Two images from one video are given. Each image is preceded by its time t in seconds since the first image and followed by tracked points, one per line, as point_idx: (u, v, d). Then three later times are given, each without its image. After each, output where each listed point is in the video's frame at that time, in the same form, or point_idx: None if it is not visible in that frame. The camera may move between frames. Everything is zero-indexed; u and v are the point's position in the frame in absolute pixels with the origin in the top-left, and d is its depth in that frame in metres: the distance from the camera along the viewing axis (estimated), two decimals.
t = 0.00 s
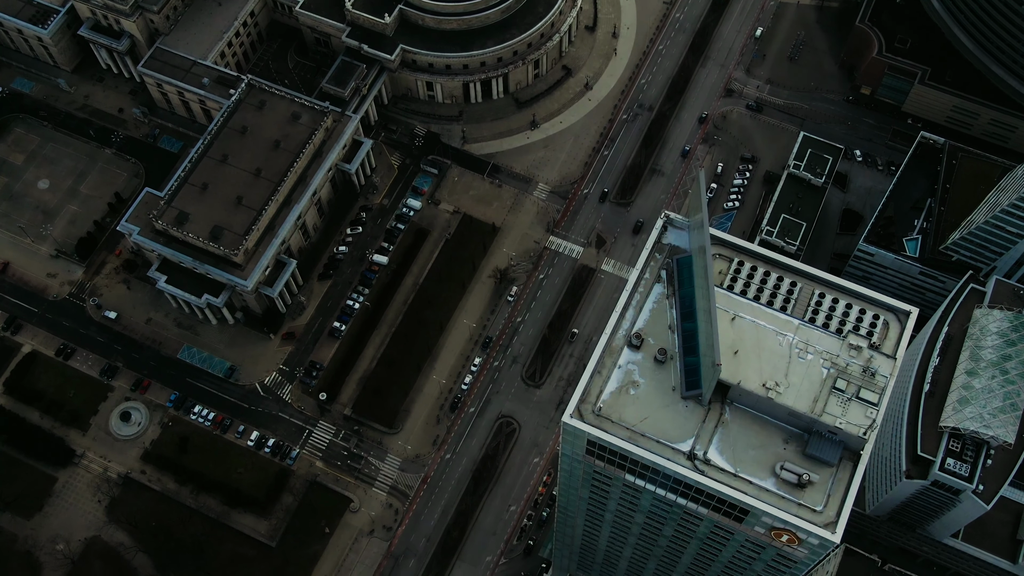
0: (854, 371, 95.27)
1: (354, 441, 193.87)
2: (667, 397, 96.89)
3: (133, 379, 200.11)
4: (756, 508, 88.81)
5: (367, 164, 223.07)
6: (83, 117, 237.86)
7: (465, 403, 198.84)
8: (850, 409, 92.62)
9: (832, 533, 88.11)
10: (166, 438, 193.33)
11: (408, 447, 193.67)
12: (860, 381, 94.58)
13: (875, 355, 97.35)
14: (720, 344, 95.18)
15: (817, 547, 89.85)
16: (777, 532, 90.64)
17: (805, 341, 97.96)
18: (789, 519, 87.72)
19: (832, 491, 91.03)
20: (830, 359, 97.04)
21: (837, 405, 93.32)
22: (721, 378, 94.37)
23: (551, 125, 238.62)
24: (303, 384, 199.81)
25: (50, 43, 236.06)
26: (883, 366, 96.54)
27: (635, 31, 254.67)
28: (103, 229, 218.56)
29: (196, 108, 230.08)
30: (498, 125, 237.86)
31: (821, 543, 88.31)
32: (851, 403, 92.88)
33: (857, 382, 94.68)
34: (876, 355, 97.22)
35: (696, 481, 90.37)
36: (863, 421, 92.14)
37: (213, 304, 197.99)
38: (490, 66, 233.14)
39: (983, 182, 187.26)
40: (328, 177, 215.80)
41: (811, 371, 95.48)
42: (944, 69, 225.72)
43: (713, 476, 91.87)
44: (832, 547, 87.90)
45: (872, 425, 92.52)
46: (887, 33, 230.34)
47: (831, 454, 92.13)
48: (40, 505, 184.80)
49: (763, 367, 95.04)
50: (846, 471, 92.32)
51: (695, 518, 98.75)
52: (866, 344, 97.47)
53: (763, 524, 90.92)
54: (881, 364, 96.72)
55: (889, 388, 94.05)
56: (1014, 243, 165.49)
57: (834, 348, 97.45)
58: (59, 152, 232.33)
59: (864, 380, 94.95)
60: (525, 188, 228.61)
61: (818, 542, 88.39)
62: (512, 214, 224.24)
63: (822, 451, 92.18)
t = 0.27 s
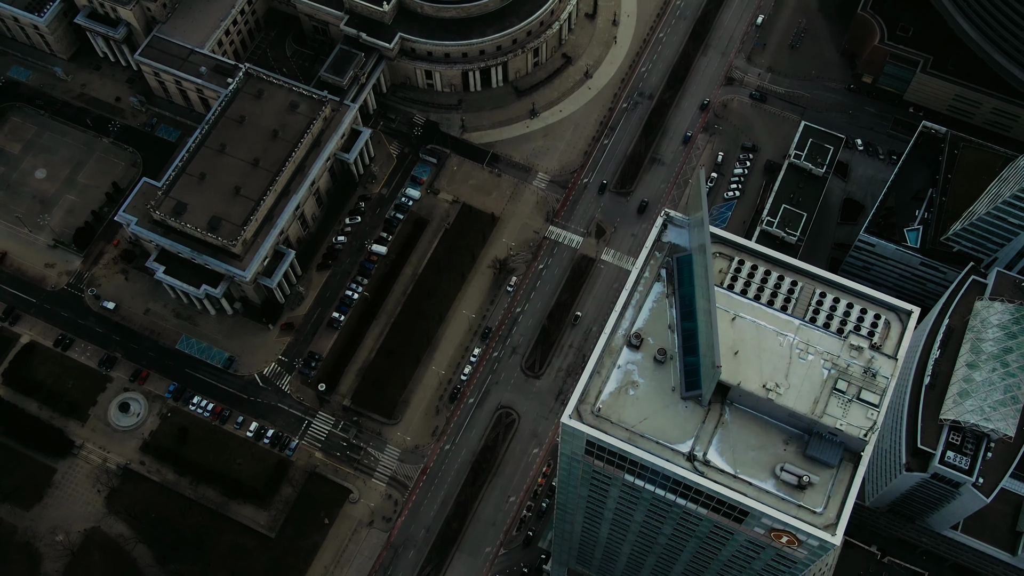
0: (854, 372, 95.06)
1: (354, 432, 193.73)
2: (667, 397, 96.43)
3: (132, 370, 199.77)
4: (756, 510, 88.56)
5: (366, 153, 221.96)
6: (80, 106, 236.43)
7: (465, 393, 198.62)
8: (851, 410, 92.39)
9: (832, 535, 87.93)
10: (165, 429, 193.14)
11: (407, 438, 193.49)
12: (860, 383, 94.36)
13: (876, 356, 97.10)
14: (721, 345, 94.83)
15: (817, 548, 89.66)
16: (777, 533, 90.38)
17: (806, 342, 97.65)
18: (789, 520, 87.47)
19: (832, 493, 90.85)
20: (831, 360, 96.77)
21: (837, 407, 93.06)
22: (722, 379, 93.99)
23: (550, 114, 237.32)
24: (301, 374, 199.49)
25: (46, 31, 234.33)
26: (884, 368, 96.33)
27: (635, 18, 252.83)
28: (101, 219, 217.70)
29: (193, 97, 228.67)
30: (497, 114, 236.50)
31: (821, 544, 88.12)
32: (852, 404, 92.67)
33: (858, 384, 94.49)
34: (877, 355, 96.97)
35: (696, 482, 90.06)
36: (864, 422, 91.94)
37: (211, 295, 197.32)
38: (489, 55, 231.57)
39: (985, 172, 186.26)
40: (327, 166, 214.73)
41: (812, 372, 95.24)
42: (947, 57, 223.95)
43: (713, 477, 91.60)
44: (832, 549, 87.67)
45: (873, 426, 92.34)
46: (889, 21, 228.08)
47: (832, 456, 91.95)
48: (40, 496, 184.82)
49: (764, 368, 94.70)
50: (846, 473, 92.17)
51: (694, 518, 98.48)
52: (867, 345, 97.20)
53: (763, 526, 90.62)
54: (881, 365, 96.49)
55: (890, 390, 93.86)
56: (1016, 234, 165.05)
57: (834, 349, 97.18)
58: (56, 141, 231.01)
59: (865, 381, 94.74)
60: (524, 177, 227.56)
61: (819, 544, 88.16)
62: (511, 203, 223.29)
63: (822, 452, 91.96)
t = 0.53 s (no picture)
0: (855, 373, 94.80)
1: (353, 422, 193.65)
2: (666, 398, 96.03)
3: (131, 360, 199.44)
4: (756, 512, 88.37)
5: (364, 142, 220.84)
6: (77, 94, 234.96)
7: (464, 383, 198.36)
8: (851, 412, 92.19)
9: (832, 537, 87.80)
10: (164, 419, 192.95)
11: (406, 429, 193.36)
12: (861, 384, 94.12)
13: (876, 356, 96.81)
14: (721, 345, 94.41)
15: (817, 549, 89.53)
16: (777, 534, 90.22)
17: (807, 342, 97.26)
18: (789, 522, 87.28)
19: (832, 494, 90.71)
20: (831, 360, 96.42)
21: (838, 408, 92.81)
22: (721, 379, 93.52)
23: (550, 102, 235.96)
24: (300, 365, 199.14)
25: (42, 19, 232.59)
26: (885, 368, 96.08)
27: (635, 5, 250.90)
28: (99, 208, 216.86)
29: (191, 85, 227.23)
30: (496, 102, 235.14)
31: (821, 546, 87.99)
32: (852, 406, 92.45)
33: (858, 385, 94.25)
34: (878, 356, 96.69)
35: (696, 484, 89.80)
36: (864, 424, 91.76)
37: (210, 285, 196.66)
38: (487, 43, 229.97)
39: (986, 162, 185.09)
40: (325, 155, 213.63)
41: (812, 372, 94.92)
42: (949, 45, 221.90)
43: (712, 479, 91.40)
44: (832, 550, 87.54)
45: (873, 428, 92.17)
46: (891, 9, 226.02)
47: (832, 457, 91.78)
48: (40, 487, 184.89)
49: (764, 368, 94.32)
50: (846, 474, 92.02)
51: (693, 517, 98.27)
52: (868, 345, 96.88)
53: (762, 527, 90.43)
54: (882, 366, 96.25)
55: (891, 391, 93.67)
56: (1017, 225, 164.28)
57: (835, 349, 96.86)
58: (53, 129, 229.69)
59: (866, 382, 94.51)
60: (524, 166, 226.49)
61: (818, 545, 88.00)
62: (511, 192, 222.34)
63: (822, 453, 91.80)
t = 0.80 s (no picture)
0: (855, 373, 94.43)
1: (352, 411, 193.53)
2: (666, 397, 95.64)
3: (130, 349, 199.02)
4: (756, 513, 88.13)
5: (363, 129, 219.59)
6: (74, 81, 233.33)
7: (463, 372, 198.07)
8: (852, 412, 91.83)
9: (832, 538, 87.57)
10: (163, 409, 192.76)
11: (405, 418, 193.19)
12: (862, 384, 93.76)
13: (877, 356, 96.43)
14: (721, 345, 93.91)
15: (816, 550, 89.34)
16: (777, 535, 89.98)
17: (807, 342, 96.77)
18: (789, 523, 87.05)
19: (832, 494, 90.47)
20: (832, 360, 95.99)
21: (838, 408, 92.46)
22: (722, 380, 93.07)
23: (550, 89, 234.44)
24: (299, 354, 198.83)
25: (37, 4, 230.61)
26: (886, 368, 95.74)
27: None
28: (96, 196, 215.86)
29: (188, 71, 225.60)
30: (496, 89, 233.63)
31: (820, 547, 87.77)
32: (853, 406, 92.08)
33: (859, 385, 93.86)
34: (879, 356, 96.30)
35: (695, 484, 89.52)
36: (865, 424, 91.43)
37: (208, 274, 195.89)
38: (487, 29, 228.32)
39: (988, 149, 183.83)
40: (323, 143, 212.40)
41: (813, 372, 94.47)
42: (952, 31, 220.21)
43: (712, 479, 91.11)
44: (832, 551, 87.33)
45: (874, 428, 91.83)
46: None
47: (832, 458, 91.51)
48: (39, 476, 184.94)
49: (764, 368, 93.88)
50: (847, 474, 91.75)
51: (693, 515, 98.05)
52: (869, 345, 96.48)
53: (762, 527, 90.19)
54: (883, 366, 95.89)
55: (892, 392, 93.32)
56: (1019, 214, 163.35)
57: (836, 349, 96.43)
58: (49, 117, 228.21)
59: (866, 382, 94.15)
60: (523, 153, 225.25)
61: (818, 546, 87.78)
62: (510, 180, 221.23)
63: (823, 454, 91.49)
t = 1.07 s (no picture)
0: (856, 374, 94.09)
1: (351, 402, 193.39)
2: (665, 397, 95.33)
3: (128, 339, 198.61)
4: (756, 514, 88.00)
5: (361, 118, 218.38)
6: (70, 69, 231.79)
7: (462, 363, 197.73)
8: (852, 413, 91.50)
9: (831, 539, 87.40)
10: (162, 399, 192.56)
11: (405, 410, 193.06)
12: (862, 385, 93.42)
13: (878, 356, 96.05)
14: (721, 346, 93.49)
15: (816, 551, 89.23)
16: (776, 536, 89.83)
17: (808, 342, 96.34)
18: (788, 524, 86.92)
19: (832, 495, 90.29)
20: (833, 360, 95.58)
21: (838, 409, 92.13)
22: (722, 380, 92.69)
23: (549, 77, 233.01)
24: (298, 344, 198.49)
25: None
26: (887, 369, 95.37)
27: None
28: (94, 185, 214.91)
29: (185, 60, 224.09)
30: (495, 77, 232.20)
31: (820, 548, 87.66)
32: (853, 407, 91.76)
33: (859, 386, 93.49)
34: (880, 356, 95.91)
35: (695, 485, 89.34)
36: (865, 425, 91.10)
37: (206, 264, 195.24)
38: (486, 16, 226.49)
39: (990, 138, 182.85)
40: (322, 132, 211.27)
41: (813, 373, 94.10)
42: (954, 19, 218.76)
43: (712, 480, 90.90)
44: (831, 552, 87.21)
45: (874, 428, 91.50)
46: None
47: (832, 459, 91.25)
48: (38, 466, 184.91)
49: (764, 369, 93.47)
50: (847, 475, 91.53)
51: (692, 514, 97.92)
52: (870, 345, 96.09)
53: (762, 528, 90.04)
54: (883, 367, 95.54)
55: (892, 393, 92.99)
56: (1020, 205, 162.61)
57: (837, 349, 96.00)
58: (46, 105, 226.82)
59: (867, 383, 93.78)
60: (523, 142, 224.18)
61: (818, 547, 87.63)
62: (509, 169, 220.23)
63: (823, 454, 91.21)
